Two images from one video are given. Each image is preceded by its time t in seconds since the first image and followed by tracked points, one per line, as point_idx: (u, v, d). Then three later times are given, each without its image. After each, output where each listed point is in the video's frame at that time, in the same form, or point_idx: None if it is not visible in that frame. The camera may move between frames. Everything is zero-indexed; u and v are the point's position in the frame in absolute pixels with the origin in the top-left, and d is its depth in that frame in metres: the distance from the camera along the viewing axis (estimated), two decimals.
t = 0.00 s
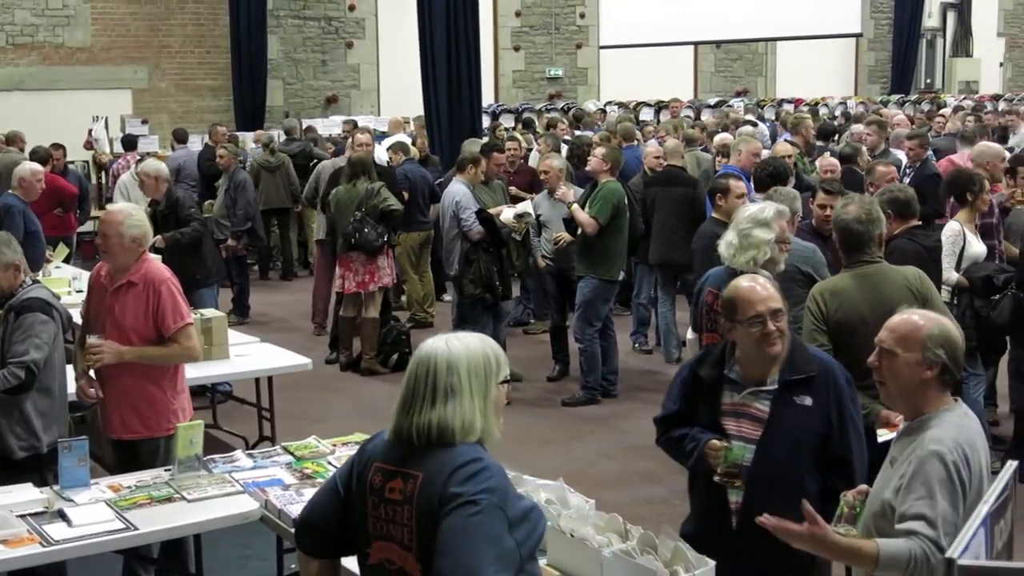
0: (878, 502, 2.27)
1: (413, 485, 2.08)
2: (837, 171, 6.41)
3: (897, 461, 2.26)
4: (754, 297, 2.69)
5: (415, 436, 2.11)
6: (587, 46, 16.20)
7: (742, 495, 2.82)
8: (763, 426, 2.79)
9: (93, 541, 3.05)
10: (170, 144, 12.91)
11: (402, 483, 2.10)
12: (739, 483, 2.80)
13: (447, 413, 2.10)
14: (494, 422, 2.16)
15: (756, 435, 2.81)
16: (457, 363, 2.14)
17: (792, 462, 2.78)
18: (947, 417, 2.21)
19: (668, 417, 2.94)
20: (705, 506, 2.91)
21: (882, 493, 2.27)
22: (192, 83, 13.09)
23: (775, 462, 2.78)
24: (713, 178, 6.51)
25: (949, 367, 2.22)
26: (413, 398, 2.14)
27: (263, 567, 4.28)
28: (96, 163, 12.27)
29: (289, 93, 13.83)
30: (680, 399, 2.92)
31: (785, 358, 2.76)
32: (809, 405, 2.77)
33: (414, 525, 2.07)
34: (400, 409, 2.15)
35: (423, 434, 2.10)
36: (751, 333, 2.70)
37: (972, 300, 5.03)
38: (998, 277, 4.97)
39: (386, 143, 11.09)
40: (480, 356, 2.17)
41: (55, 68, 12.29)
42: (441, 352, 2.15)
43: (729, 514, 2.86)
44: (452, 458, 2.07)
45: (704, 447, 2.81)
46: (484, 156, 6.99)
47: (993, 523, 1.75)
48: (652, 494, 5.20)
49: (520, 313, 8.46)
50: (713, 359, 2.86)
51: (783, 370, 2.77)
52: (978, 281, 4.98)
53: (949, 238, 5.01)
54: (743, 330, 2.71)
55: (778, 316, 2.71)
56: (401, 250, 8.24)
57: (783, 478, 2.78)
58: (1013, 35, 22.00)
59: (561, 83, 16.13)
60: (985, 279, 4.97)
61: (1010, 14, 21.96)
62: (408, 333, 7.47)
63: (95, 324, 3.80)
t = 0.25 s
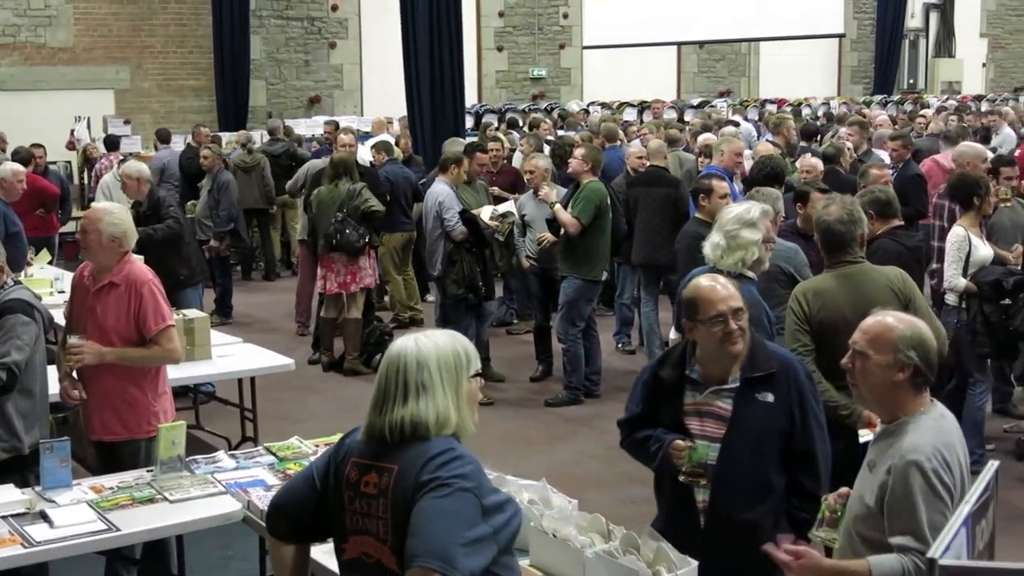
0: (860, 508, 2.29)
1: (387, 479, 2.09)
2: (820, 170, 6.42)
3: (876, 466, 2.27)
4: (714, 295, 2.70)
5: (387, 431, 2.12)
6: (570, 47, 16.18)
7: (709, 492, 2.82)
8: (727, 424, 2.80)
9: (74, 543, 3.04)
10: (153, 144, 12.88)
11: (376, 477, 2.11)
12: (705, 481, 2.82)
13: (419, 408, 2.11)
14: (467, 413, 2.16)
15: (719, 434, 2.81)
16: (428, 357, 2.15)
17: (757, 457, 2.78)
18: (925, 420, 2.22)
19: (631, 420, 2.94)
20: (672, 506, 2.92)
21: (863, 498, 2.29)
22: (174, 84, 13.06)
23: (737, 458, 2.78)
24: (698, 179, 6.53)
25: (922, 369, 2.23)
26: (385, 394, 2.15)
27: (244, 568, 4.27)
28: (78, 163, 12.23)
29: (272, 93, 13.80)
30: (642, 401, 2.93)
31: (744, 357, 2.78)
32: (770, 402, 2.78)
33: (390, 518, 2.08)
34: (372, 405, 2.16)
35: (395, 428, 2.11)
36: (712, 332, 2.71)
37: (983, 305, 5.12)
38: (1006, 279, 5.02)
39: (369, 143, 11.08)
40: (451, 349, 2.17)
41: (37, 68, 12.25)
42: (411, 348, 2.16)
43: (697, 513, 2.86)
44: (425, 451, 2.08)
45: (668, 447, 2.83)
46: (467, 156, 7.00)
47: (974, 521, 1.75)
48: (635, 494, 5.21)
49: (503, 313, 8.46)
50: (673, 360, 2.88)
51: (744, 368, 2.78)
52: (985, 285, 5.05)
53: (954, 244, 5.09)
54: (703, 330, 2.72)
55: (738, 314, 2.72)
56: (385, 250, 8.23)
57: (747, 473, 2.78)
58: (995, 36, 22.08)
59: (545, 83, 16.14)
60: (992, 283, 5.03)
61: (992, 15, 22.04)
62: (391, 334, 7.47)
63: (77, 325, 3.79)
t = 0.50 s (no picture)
0: (840, 509, 2.29)
1: (362, 475, 2.09)
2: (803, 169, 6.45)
3: (855, 468, 2.27)
4: (682, 295, 2.69)
5: (361, 428, 2.12)
6: (553, 46, 16.18)
7: (687, 492, 2.84)
8: (701, 422, 2.81)
9: (56, 544, 3.03)
10: (136, 145, 12.85)
11: (352, 474, 2.11)
12: (682, 481, 2.83)
13: (392, 404, 2.11)
14: (440, 408, 2.17)
15: (695, 433, 2.82)
16: (399, 354, 2.15)
17: (734, 453, 2.79)
18: (902, 421, 2.22)
19: (606, 424, 2.95)
20: (651, 506, 2.92)
21: (843, 499, 2.29)
22: (157, 83, 13.04)
23: (713, 455, 2.80)
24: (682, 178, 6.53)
25: (899, 370, 2.22)
26: (358, 391, 2.15)
27: (226, 569, 4.26)
28: (61, 164, 12.19)
29: (255, 93, 13.76)
30: (616, 405, 2.94)
31: (715, 354, 2.78)
32: (744, 396, 2.78)
33: (365, 513, 2.09)
34: (346, 404, 2.17)
35: (369, 426, 2.11)
36: (682, 332, 2.70)
37: (987, 305, 5.16)
38: (1012, 279, 5.06)
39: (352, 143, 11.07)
40: (422, 346, 2.18)
41: (19, 68, 12.20)
42: (382, 346, 2.17)
43: (676, 512, 2.87)
44: (399, 446, 2.09)
45: (645, 448, 2.84)
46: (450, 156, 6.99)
47: (954, 520, 1.74)
48: (619, 493, 5.21)
49: (487, 313, 8.45)
50: (645, 361, 2.87)
51: (715, 365, 2.78)
52: (991, 285, 5.07)
53: (961, 244, 5.00)
54: (673, 330, 2.71)
55: (707, 313, 2.71)
56: (369, 250, 8.22)
57: (725, 469, 2.80)
58: (977, 35, 22.16)
59: (528, 82, 16.15)
60: (999, 283, 5.06)
61: (974, 14, 22.11)
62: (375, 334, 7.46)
63: (58, 326, 3.77)
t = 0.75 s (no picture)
0: (821, 506, 2.29)
1: (339, 471, 2.10)
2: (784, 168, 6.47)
3: (835, 465, 2.27)
4: (668, 293, 2.70)
5: (338, 425, 2.13)
6: (537, 46, 16.16)
7: (670, 492, 2.83)
8: (685, 421, 2.81)
9: (37, 545, 3.01)
10: (118, 144, 12.81)
11: (329, 470, 2.12)
12: (665, 479, 2.81)
13: (366, 400, 2.12)
14: (414, 404, 2.18)
15: (678, 432, 2.82)
16: (372, 351, 2.16)
17: (717, 452, 2.79)
18: (881, 418, 2.23)
19: (593, 423, 2.95)
20: (634, 505, 2.91)
21: (823, 497, 2.29)
22: (139, 83, 13.00)
23: (697, 453, 2.80)
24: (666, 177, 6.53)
25: (879, 367, 2.24)
26: (333, 389, 2.16)
27: (208, 570, 4.25)
28: (42, 163, 12.15)
29: (238, 92, 13.73)
30: (602, 403, 2.94)
31: (699, 354, 2.79)
32: (729, 396, 2.79)
33: (343, 508, 2.09)
34: (322, 403, 2.17)
35: (345, 422, 2.12)
36: (665, 331, 2.71)
37: (987, 306, 5.10)
38: (1013, 279, 5.03)
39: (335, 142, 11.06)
40: (395, 343, 2.18)
41: None
42: (356, 344, 2.18)
43: (659, 511, 2.86)
44: (374, 442, 2.10)
45: (628, 446, 2.83)
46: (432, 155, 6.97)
47: (935, 518, 1.75)
48: (602, 493, 5.21)
49: (470, 313, 8.45)
50: (631, 360, 2.88)
51: (700, 365, 2.79)
52: (992, 285, 5.04)
53: (965, 241, 5.04)
54: (657, 328, 2.72)
55: (692, 312, 2.72)
56: (351, 248, 8.21)
57: (709, 468, 2.79)
58: (959, 35, 22.25)
59: (512, 82, 16.13)
60: (1000, 283, 5.03)
61: (955, 14, 22.20)
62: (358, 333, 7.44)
63: (39, 327, 3.76)
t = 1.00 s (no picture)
0: (800, 505, 2.30)
1: (318, 467, 2.12)
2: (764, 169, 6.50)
3: (816, 462, 2.27)
4: (662, 290, 2.72)
5: (316, 421, 2.16)
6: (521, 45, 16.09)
7: (662, 490, 2.83)
8: (680, 422, 2.81)
9: (18, 545, 3.00)
10: (100, 143, 12.77)
11: (308, 465, 2.14)
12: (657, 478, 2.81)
13: (346, 396, 2.15)
14: (394, 401, 2.20)
15: (673, 431, 2.82)
16: (354, 349, 2.19)
17: (711, 454, 2.79)
18: (862, 414, 2.24)
19: (589, 420, 2.97)
20: (625, 503, 2.92)
21: (804, 493, 2.29)
22: (121, 81, 12.96)
23: (690, 454, 2.80)
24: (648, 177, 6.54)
25: (860, 363, 2.25)
26: (314, 385, 2.19)
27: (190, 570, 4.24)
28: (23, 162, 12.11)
29: (221, 92, 13.71)
30: (599, 400, 2.96)
31: (697, 354, 2.80)
32: (725, 398, 2.79)
33: (322, 504, 2.12)
34: (302, 400, 2.20)
35: (324, 418, 2.15)
36: (652, 326, 2.74)
37: (986, 303, 5.11)
38: (1011, 274, 5.05)
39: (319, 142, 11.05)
40: (378, 342, 2.21)
41: None
42: (338, 342, 2.20)
43: (649, 510, 2.86)
44: (351, 437, 2.12)
45: (621, 444, 2.84)
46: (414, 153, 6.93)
47: (915, 515, 1.75)
48: (585, 492, 5.21)
49: (454, 312, 8.45)
50: (629, 358, 2.91)
51: (698, 365, 2.80)
52: (990, 281, 5.07)
53: (961, 238, 5.14)
54: (648, 323, 2.75)
55: (682, 312, 2.73)
56: (334, 248, 8.19)
57: (701, 469, 2.79)
58: (941, 35, 22.33)
59: (495, 81, 16.10)
60: (998, 278, 5.05)
61: (937, 14, 22.30)
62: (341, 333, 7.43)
63: (20, 327, 3.75)
